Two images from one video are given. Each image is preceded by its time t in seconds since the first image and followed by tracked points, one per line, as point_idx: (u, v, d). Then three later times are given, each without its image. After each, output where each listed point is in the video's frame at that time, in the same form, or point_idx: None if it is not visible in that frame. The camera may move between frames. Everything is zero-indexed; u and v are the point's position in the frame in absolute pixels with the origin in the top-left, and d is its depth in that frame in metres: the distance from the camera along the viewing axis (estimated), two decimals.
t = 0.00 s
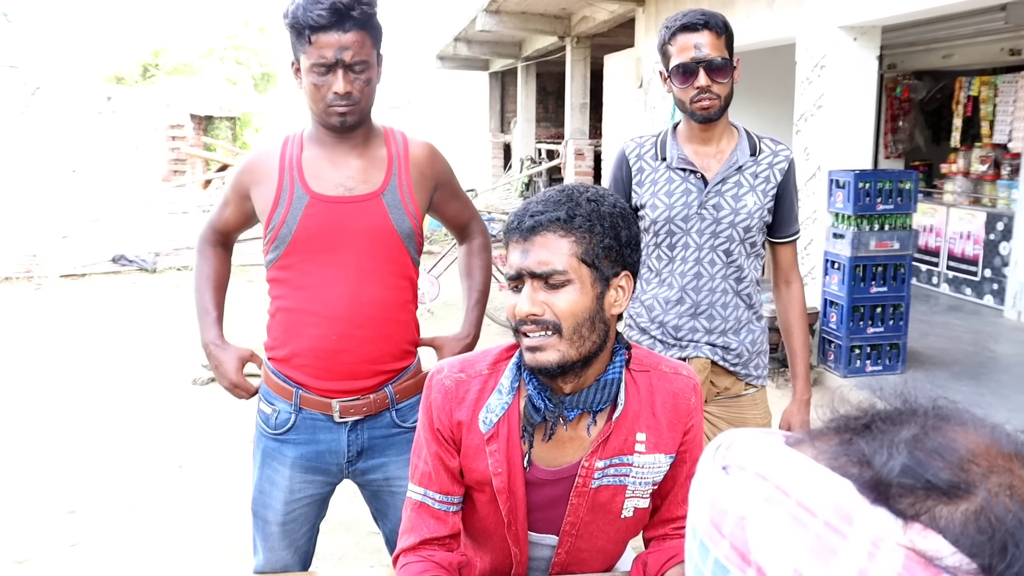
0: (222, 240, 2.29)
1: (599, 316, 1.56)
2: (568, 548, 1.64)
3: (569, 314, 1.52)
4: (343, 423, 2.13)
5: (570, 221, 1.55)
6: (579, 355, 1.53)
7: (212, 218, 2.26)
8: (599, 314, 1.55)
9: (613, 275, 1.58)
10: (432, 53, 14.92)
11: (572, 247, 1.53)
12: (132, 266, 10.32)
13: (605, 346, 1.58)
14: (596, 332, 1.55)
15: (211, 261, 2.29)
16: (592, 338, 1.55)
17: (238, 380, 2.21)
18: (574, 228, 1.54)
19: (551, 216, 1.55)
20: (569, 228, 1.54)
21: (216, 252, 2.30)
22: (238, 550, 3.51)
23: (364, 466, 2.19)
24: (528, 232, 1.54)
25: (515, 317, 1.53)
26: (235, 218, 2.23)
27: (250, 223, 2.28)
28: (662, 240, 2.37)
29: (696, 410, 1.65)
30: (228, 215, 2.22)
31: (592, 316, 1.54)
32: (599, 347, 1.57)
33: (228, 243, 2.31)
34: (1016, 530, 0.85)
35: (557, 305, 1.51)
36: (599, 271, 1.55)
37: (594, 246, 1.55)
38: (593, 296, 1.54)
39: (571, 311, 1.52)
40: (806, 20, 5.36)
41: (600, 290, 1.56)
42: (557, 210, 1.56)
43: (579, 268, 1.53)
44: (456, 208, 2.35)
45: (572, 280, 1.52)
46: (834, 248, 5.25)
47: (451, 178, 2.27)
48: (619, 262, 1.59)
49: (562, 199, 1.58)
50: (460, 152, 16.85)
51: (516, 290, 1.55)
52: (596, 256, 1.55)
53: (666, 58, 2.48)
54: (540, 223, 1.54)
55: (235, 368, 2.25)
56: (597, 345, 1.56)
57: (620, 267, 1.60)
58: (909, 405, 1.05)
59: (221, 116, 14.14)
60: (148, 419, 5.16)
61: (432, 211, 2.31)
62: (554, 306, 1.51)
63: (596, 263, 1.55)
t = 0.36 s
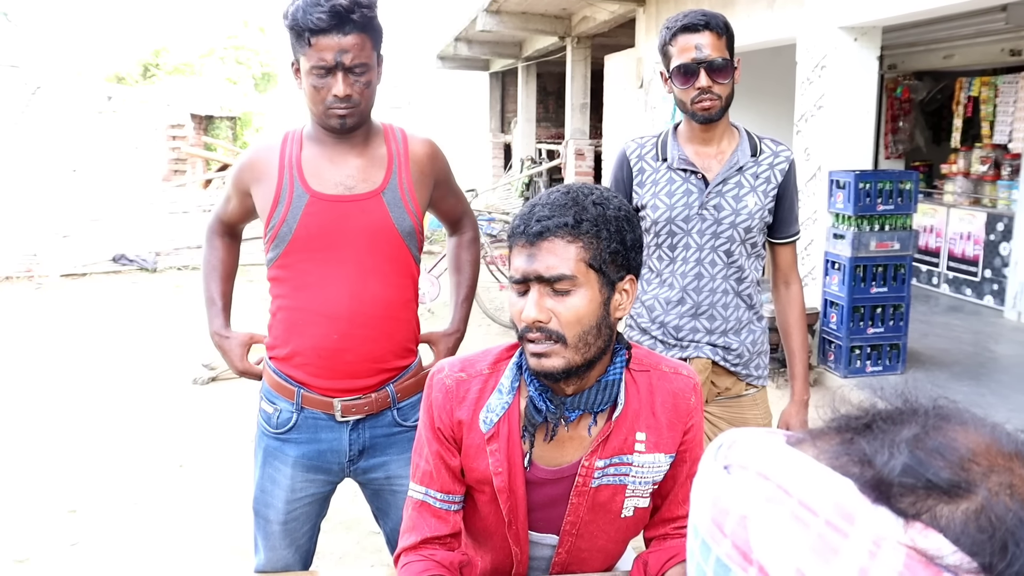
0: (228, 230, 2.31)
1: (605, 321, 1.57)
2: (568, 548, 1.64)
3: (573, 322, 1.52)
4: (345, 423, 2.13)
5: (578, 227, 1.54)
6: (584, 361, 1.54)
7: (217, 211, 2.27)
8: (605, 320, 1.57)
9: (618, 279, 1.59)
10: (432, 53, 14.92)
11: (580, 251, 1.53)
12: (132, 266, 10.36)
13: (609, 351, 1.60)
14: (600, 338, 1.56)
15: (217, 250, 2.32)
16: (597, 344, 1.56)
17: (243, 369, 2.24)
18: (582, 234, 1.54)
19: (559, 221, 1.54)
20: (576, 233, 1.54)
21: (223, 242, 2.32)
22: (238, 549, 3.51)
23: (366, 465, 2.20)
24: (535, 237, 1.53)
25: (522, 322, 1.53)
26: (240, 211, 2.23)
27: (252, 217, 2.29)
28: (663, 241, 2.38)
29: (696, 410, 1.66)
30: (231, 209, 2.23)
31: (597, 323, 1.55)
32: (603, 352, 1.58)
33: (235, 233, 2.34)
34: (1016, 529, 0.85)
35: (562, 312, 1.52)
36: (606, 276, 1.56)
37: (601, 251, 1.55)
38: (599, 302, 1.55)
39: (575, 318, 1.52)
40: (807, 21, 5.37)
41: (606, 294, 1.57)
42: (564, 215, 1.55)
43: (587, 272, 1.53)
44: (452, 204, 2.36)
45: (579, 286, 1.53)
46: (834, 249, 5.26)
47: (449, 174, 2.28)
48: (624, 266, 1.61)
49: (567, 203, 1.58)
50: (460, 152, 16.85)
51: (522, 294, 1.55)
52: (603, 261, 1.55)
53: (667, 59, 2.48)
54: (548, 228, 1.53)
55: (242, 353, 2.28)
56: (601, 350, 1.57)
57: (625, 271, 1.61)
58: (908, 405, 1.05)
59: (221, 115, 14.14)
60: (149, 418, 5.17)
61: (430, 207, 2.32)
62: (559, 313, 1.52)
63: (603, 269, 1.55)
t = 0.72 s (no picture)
0: (227, 226, 2.32)
1: (585, 318, 1.56)
2: (563, 545, 1.65)
3: (550, 313, 1.53)
4: (343, 419, 2.14)
5: (564, 221, 1.55)
6: (560, 354, 1.54)
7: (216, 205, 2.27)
8: (585, 316, 1.56)
9: (603, 279, 1.57)
10: (432, 51, 14.91)
11: (564, 245, 1.54)
12: (131, 264, 10.36)
13: (590, 348, 1.58)
14: (580, 334, 1.56)
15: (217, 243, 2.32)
16: (575, 339, 1.55)
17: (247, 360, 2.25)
18: (568, 227, 1.55)
19: (546, 214, 1.56)
20: (562, 227, 1.55)
21: (222, 236, 2.32)
22: (237, 547, 3.51)
23: (363, 461, 2.20)
24: (521, 227, 1.56)
25: (501, 308, 1.56)
26: (238, 207, 2.24)
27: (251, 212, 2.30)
28: (660, 238, 2.38)
29: (692, 409, 1.65)
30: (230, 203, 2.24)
31: (576, 318, 1.55)
32: (582, 349, 1.57)
33: (234, 227, 2.34)
34: (1007, 522, 0.86)
35: (538, 302, 1.53)
36: (590, 272, 1.56)
37: (586, 246, 1.55)
38: (578, 298, 1.54)
39: (552, 310, 1.53)
40: (806, 20, 5.37)
41: (589, 291, 1.56)
42: (553, 209, 1.56)
43: (568, 266, 1.54)
44: (451, 200, 2.36)
45: (558, 279, 1.53)
46: (833, 248, 5.27)
47: (449, 173, 2.29)
48: (613, 266, 1.59)
49: (560, 197, 1.59)
50: (459, 150, 16.84)
51: (506, 282, 1.58)
52: (587, 257, 1.55)
53: (665, 56, 2.49)
54: (533, 220, 1.55)
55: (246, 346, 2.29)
56: (581, 346, 1.56)
57: (613, 272, 1.59)
58: (900, 401, 1.06)
59: (220, 113, 14.14)
60: (148, 416, 5.17)
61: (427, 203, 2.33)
62: (537, 302, 1.53)
63: (586, 265, 1.55)
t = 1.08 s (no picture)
0: (217, 247, 2.25)
1: (569, 305, 1.56)
2: (560, 544, 1.65)
3: (534, 292, 1.55)
4: (340, 419, 2.14)
5: (566, 207, 1.58)
6: (538, 335, 1.55)
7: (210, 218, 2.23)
8: (568, 302, 1.55)
9: (593, 271, 1.56)
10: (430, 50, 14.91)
11: (560, 230, 1.56)
12: (129, 264, 10.46)
13: (572, 338, 1.57)
14: (561, 319, 1.56)
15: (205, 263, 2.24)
16: (556, 323, 1.56)
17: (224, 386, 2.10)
18: (567, 214, 1.57)
19: (551, 198, 1.60)
20: (562, 212, 1.58)
21: (209, 257, 2.26)
22: (237, 547, 3.51)
23: (361, 461, 2.20)
24: (525, 208, 1.61)
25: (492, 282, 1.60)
26: (233, 220, 2.21)
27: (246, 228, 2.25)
28: (658, 237, 2.38)
29: (690, 412, 1.65)
30: (225, 214, 2.20)
31: (560, 302, 1.55)
32: (564, 336, 1.56)
33: (223, 248, 2.28)
34: (1003, 521, 0.86)
35: (525, 280, 1.55)
36: (580, 261, 1.55)
37: (580, 235, 1.56)
38: (564, 283, 1.55)
39: (536, 288, 1.55)
40: (803, 18, 5.37)
41: (576, 280, 1.55)
42: (559, 195, 1.60)
43: (559, 249, 1.55)
44: (456, 215, 2.34)
45: (547, 259, 1.55)
46: (831, 246, 5.26)
47: (451, 181, 2.27)
48: (608, 262, 1.57)
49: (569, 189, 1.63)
50: (457, 149, 16.85)
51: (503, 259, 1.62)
52: (580, 246, 1.55)
53: (662, 56, 2.49)
54: (535, 204, 1.60)
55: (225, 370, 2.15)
56: (563, 332, 1.56)
57: (607, 268, 1.57)
58: (898, 400, 1.06)
59: (218, 113, 14.14)
60: (146, 416, 5.17)
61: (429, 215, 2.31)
62: (523, 279, 1.55)
63: (577, 253, 1.55)
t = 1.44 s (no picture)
0: (219, 265, 2.21)
1: (566, 294, 1.56)
2: (559, 544, 1.65)
3: (533, 278, 1.56)
4: (340, 419, 2.13)
5: (575, 201, 1.60)
6: (533, 321, 1.56)
7: (206, 232, 2.19)
8: (565, 290, 1.56)
9: (594, 264, 1.56)
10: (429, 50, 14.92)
11: (566, 221, 1.58)
12: (129, 264, 10.43)
13: (568, 329, 1.57)
14: (557, 307, 1.56)
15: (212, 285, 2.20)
16: (552, 310, 1.56)
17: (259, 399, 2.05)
18: (574, 207, 1.59)
19: (561, 193, 1.62)
20: (571, 205, 1.60)
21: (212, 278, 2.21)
22: (238, 547, 3.51)
23: (361, 461, 2.20)
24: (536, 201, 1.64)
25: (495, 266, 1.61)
26: (235, 234, 2.18)
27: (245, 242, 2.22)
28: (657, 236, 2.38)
29: (692, 415, 1.64)
30: (224, 226, 2.16)
31: (557, 289, 1.56)
32: (559, 325, 1.57)
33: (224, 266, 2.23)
34: (1005, 520, 0.86)
35: (525, 265, 1.56)
36: (582, 253, 1.56)
37: (585, 228, 1.57)
38: (563, 272, 1.55)
39: (535, 274, 1.56)
40: (802, 17, 5.37)
41: (576, 270, 1.56)
42: (569, 190, 1.63)
43: (561, 238, 1.57)
44: (451, 221, 2.31)
45: (549, 247, 1.57)
46: (831, 245, 5.26)
47: (449, 183, 2.27)
48: (610, 258, 1.57)
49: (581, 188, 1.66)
50: (456, 149, 16.88)
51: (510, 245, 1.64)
52: (583, 238, 1.57)
53: (662, 55, 2.48)
54: (546, 196, 1.62)
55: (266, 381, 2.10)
56: (559, 321, 1.56)
57: (608, 264, 1.57)
58: (898, 398, 1.06)
59: (217, 113, 14.16)
60: (146, 415, 5.18)
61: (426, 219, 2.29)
62: (524, 264, 1.57)
63: (580, 246, 1.56)
